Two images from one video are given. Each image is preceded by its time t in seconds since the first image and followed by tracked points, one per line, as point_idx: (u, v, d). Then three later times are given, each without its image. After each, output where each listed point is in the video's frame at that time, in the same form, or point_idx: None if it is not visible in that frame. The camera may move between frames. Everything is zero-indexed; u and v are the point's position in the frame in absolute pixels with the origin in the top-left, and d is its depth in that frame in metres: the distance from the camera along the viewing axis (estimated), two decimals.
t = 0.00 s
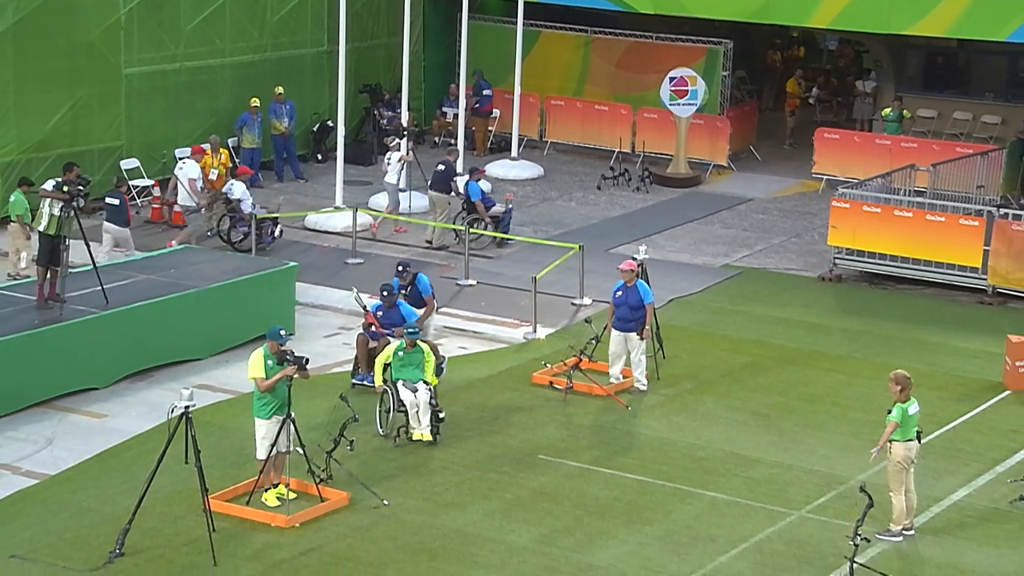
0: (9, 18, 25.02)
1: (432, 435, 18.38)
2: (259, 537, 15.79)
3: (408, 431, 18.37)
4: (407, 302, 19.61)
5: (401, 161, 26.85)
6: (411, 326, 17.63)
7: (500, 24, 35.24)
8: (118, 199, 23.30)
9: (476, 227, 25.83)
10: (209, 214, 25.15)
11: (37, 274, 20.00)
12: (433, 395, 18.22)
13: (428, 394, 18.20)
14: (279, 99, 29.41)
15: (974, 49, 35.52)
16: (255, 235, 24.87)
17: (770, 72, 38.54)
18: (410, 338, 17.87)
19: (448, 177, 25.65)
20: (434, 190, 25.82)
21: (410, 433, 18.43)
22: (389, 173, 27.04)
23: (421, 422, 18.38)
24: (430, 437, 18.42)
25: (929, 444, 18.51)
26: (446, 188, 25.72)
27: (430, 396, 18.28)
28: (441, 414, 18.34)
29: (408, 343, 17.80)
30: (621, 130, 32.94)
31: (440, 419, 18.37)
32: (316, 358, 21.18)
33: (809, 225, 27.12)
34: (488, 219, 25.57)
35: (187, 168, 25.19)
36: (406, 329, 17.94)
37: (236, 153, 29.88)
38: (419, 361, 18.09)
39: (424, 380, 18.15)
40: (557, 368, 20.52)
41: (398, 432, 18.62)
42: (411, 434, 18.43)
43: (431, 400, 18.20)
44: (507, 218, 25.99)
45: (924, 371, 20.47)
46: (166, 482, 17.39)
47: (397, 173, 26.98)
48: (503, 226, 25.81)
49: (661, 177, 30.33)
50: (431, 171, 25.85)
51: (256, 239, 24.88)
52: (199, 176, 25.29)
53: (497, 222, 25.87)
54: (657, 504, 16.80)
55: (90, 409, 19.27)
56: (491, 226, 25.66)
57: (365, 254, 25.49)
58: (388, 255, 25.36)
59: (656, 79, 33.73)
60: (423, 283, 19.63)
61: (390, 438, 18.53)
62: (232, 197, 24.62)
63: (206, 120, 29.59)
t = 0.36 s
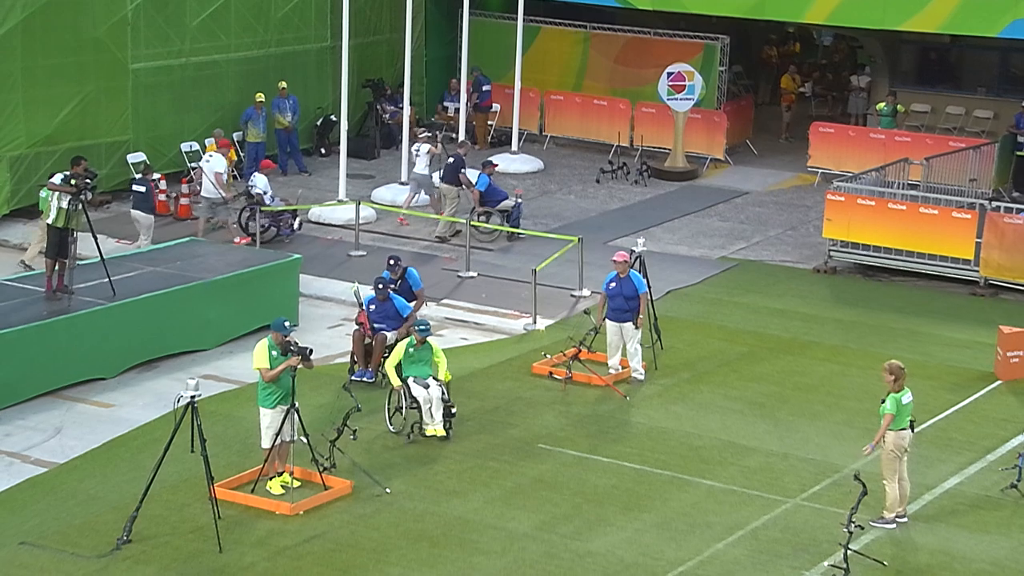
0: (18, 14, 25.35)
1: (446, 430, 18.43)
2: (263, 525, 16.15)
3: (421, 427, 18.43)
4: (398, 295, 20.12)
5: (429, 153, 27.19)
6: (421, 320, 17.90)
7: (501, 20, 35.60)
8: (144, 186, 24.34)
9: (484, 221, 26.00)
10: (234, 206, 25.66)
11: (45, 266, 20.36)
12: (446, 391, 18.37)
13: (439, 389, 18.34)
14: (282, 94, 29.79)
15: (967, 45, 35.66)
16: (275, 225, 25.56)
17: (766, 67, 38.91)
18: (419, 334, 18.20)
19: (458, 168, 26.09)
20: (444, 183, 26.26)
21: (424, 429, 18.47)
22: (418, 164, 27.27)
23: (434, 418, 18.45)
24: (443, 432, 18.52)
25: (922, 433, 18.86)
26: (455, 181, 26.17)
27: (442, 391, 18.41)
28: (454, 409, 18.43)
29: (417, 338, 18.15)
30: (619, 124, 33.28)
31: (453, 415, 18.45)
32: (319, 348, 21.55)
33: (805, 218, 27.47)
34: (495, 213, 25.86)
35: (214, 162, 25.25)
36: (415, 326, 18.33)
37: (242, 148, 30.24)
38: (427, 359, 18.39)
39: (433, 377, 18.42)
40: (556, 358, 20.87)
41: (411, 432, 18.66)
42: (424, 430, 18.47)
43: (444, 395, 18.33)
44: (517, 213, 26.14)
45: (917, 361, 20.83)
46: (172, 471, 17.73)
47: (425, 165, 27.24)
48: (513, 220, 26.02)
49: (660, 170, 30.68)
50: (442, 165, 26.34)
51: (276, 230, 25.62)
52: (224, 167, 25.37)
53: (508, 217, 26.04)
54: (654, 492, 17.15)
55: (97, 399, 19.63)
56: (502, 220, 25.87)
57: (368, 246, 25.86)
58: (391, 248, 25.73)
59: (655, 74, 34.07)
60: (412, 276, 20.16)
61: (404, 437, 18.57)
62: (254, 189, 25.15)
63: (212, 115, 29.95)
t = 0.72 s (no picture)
0: (27, 12, 25.68)
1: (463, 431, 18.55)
2: (268, 514, 16.48)
3: (438, 429, 18.54)
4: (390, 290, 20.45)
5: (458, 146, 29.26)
6: (432, 317, 18.15)
7: (500, 18, 35.96)
8: (165, 181, 24.55)
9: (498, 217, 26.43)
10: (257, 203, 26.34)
11: (53, 260, 20.70)
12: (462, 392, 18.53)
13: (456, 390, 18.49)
14: (286, 92, 30.31)
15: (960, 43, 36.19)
16: (297, 220, 26.01)
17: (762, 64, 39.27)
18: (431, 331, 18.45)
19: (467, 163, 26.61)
20: (454, 177, 26.75)
21: (440, 430, 18.57)
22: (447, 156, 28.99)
23: (451, 419, 18.56)
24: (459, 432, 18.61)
25: (915, 424, 19.23)
26: (465, 176, 26.65)
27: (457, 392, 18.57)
28: (469, 409, 18.59)
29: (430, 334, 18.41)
30: (618, 122, 33.66)
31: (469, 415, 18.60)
32: (323, 342, 21.92)
33: (800, 214, 27.84)
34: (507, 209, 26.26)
35: (240, 157, 26.17)
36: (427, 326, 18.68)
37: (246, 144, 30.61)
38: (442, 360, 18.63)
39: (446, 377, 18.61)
40: (556, 352, 21.22)
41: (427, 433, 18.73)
42: (441, 431, 18.57)
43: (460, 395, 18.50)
44: (529, 208, 26.51)
45: (910, 355, 21.19)
46: (178, 462, 18.07)
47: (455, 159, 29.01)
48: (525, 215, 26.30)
49: (657, 167, 31.04)
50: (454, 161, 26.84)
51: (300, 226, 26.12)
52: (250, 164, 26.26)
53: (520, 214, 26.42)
54: (651, 483, 17.50)
55: (104, 391, 19.98)
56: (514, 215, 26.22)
57: (370, 241, 26.22)
58: (393, 243, 26.11)
59: (652, 72, 34.42)
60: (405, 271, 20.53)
61: (420, 439, 18.63)
62: (278, 187, 25.97)
63: (217, 112, 30.31)
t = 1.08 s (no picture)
0: (35, 12, 26.04)
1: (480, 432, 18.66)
2: (273, 505, 16.83)
3: (455, 428, 18.66)
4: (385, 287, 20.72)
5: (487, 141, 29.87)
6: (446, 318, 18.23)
7: (501, 17, 36.32)
8: (183, 170, 25.48)
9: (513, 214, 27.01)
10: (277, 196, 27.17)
11: (61, 255, 21.06)
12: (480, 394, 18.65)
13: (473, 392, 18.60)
14: (290, 89, 30.63)
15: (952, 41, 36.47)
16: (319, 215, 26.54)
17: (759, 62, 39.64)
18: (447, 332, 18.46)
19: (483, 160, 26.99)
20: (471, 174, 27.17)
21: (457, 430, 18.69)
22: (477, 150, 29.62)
23: (469, 420, 18.67)
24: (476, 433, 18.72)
25: (909, 416, 19.59)
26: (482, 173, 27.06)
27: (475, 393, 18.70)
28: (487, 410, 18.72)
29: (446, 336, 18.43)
30: (615, 120, 34.02)
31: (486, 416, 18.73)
32: (327, 336, 22.30)
33: (795, 210, 28.20)
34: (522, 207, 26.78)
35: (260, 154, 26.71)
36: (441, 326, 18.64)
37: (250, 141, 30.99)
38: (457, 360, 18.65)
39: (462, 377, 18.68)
40: (555, 345, 21.57)
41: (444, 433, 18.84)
42: (459, 431, 18.68)
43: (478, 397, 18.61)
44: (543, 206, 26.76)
45: (903, 348, 21.56)
46: (184, 453, 18.42)
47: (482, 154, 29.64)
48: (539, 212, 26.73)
49: (655, 163, 31.41)
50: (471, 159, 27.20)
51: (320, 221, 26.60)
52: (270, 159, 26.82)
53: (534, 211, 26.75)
54: (649, 474, 17.86)
55: (112, 383, 20.34)
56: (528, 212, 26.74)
57: (372, 237, 26.60)
58: (395, 238, 26.48)
59: (650, 70, 34.79)
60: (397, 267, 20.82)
61: (437, 439, 18.73)
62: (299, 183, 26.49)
63: (221, 110, 30.67)
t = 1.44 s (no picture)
0: (42, 11, 26.36)
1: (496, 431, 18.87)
2: (277, 496, 17.18)
3: (472, 428, 18.83)
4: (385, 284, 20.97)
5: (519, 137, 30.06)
6: (462, 319, 18.38)
7: (501, 16, 36.67)
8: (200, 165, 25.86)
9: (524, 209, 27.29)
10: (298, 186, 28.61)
11: (68, 250, 21.41)
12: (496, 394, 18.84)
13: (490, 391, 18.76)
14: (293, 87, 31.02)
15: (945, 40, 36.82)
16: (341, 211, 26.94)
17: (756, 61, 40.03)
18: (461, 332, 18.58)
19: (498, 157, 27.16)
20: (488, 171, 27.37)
21: (474, 430, 18.87)
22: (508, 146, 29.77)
23: (485, 419, 18.86)
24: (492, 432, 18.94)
25: (902, 408, 19.94)
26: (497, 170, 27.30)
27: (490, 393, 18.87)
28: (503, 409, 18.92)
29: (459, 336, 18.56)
30: (613, 117, 34.38)
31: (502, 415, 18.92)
32: (331, 330, 22.65)
33: (791, 206, 28.56)
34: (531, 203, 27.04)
35: (278, 146, 28.08)
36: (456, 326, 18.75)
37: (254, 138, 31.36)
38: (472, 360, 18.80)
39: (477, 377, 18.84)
40: (554, 339, 21.91)
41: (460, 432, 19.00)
42: (476, 431, 18.87)
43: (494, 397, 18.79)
44: (553, 202, 27.17)
45: (897, 342, 21.92)
46: (190, 445, 18.76)
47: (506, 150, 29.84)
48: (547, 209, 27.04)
49: (653, 160, 31.78)
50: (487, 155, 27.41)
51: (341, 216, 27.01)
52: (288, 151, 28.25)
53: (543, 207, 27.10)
54: (647, 465, 18.22)
55: (118, 376, 20.70)
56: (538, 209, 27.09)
57: (374, 233, 26.94)
58: (397, 234, 26.85)
59: (648, 68, 35.17)
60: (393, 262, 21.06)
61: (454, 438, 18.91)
62: (323, 182, 26.84)
63: (225, 107, 31.03)
